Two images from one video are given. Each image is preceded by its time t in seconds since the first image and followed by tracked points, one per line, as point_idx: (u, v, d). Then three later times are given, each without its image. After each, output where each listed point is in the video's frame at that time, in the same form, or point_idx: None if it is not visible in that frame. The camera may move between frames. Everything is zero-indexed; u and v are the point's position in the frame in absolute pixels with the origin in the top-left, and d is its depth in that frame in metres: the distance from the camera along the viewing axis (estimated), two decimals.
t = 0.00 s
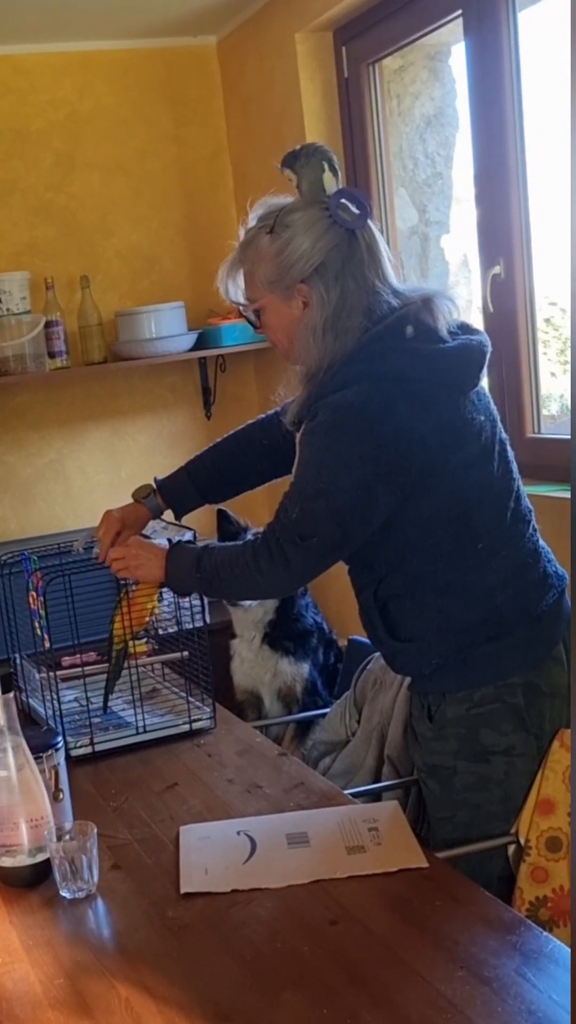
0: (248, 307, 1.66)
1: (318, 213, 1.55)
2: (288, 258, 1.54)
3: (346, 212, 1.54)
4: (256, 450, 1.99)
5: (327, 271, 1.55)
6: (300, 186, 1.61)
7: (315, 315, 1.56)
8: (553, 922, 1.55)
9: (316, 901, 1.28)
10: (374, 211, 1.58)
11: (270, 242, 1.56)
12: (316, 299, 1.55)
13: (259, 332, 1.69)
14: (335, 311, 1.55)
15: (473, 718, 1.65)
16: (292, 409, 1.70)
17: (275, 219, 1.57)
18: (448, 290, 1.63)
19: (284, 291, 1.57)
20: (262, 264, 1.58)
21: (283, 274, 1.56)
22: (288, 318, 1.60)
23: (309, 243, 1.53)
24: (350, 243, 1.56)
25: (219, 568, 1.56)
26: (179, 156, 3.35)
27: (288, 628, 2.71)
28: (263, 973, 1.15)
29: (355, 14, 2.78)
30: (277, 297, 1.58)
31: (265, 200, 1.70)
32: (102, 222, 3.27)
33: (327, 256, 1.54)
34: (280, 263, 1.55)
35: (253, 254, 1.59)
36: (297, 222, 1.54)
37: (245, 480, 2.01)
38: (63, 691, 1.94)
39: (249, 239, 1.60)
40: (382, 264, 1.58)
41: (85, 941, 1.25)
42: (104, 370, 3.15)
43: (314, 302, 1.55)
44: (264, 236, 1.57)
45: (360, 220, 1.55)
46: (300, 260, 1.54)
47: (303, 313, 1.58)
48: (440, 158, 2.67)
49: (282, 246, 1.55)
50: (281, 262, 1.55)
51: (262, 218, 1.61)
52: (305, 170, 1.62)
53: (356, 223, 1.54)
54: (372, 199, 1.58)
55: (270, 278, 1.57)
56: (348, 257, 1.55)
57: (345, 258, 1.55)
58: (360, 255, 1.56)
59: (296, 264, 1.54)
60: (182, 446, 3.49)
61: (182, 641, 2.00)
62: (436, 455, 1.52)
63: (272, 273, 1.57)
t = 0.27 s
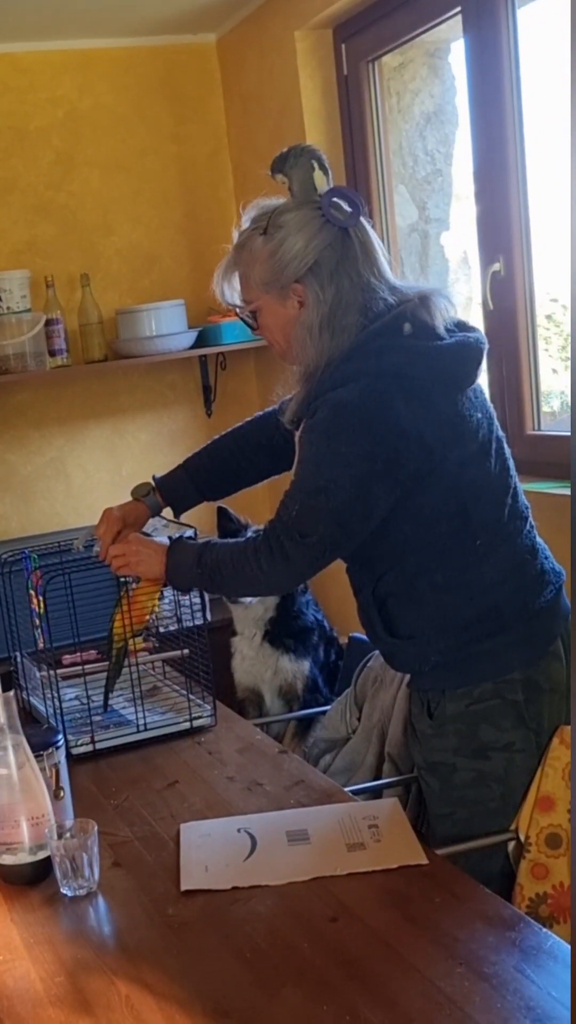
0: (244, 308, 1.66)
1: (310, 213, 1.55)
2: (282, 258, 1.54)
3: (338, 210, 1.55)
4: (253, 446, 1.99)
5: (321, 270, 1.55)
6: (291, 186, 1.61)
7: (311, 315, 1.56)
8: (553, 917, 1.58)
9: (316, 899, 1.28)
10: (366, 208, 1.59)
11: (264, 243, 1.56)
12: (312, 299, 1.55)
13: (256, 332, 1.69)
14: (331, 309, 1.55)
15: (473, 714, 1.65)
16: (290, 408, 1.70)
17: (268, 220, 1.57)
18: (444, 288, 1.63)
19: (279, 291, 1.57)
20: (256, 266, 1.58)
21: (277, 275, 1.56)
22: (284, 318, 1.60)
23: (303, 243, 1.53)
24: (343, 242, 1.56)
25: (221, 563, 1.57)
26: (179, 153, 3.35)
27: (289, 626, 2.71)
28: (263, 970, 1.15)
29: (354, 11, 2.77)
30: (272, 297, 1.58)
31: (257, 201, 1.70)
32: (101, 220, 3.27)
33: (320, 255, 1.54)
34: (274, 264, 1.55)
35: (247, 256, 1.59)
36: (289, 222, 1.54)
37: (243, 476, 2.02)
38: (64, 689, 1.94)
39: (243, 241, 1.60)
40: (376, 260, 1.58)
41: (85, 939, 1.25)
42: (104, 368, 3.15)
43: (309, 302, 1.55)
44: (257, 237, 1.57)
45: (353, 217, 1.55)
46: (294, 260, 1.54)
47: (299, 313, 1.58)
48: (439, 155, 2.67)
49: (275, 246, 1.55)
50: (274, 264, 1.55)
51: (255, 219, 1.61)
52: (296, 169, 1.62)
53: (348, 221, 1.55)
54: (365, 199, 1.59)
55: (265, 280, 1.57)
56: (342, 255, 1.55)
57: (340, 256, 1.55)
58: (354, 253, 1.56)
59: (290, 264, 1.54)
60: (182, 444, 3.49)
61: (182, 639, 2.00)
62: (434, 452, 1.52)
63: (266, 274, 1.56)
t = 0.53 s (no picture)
0: (245, 310, 1.66)
1: (309, 214, 1.55)
2: (282, 260, 1.54)
3: (338, 212, 1.55)
4: (251, 445, 1.99)
5: (321, 271, 1.55)
6: (292, 188, 1.61)
7: (311, 316, 1.56)
8: (556, 917, 1.57)
9: (318, 899, 1.28)
10: (365, 209, 1.59)
11: (263, 245, 1.56)
12: (312, 300, 1.55)
13: (257, 333, 1.69)
14: (331, 310, 1.55)
15: (474, 714, 1.65)
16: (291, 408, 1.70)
17: (268, 222, 1.57)
18: (445, 288, 1.63)
19: (279, 293, 1.57)
20: (256, 267, 1.58)
21: (277, 276, 1.56)
22: (285, 319, 1.60)
23: (302, 245, 1.53)
24: (342, 243, 1.56)
25: (223, 562, 1.57)
26: (179, 154, 3.35)
27: (291, 627, 2.71)
28: (265, 970, 1.15)
29: (354, 12, 2.77)
30: (272, 299, 1.58)
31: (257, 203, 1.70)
32: (102, 221, 3.28)
33: (320, 256, 1.54)
34: (274, 265, 1.55)
35: (247, 258, 1.59)
36: (289, 224, 1.54)
37: (241, 475, 2.02)
38: (66, 690, 1.94)
39: (242, 243, 1.60)
40: (376, 261, 1.58)
41: (88, 939, 1.25)
42: (105, 369, 3.16)
43: (309, 303, 1.55)
44: (257, 239, 1.57)
45: (352, 217, 1.56)
46: (293, 261, 1.54)
47: (299, 314, 1.58)
48: (440, 155, 2.67)
49: (275, 248, 1.55)
50: (274, 265, 1.55)
51: (255, 221, 1.61)
52: (295, 171, 1.62)
53: (348, 222, 1.55)
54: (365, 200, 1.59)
55: (265, 281, 1.57)
56: (341, 256, 1.55)
57: (339, 257, 1.55)
58: (353, 254, 1.56)
59: (290, 265, 1.54)
60: (183, 445, 3.50)
61: (183, 640, 2.00)
62: (435, 452, 1.52)
63: (266, 275, 1.57)
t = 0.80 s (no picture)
0: (248, 311, 1.66)
1: (313, 215, 1.55)
2: (285, 260, 1.54)
3: (341, 212, 1.55)
4: (252, 443, 1.99)
5: (324, 272, 1.55)
6: (295, 188, 1.62)
7: (314, 316, 1.56)
8: (559, 918, 1.55)
9: (322, 900, 1.28)
10: (368, 210, 1.59)
11: (267, 245, 1.56)
12: (315, 300, 1.55)
13: (260, 334, 1.69)
14: (335, 311, 1.55)
15: (478, 715, 1.65)
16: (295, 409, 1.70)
17: (271, 222, 1.57)
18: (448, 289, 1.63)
19: (283, 293, 1.57)
20: (259, 268, 1.58)
21: (280, 276, 1.56)
22: (288, 319, 1.60)
23: (305, 245, 1.54)
24: (345, 243, 1.56)
25: (225, 563, 1.56)
26: (181, 156, 3.35)
27: (294, 628, 2.71)
28: (269, 971, 1.15)
29: (356, 13, 2.78)
30: (275, 299, 1.59)
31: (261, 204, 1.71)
32: (104, 222, 3.28)
33: (323, 256, 1.54)
34: (277, 266, 1.56)
35: (250, 259, 1.59)
36: (292, 224, 1.55)
37: (242, 474, 2.02)
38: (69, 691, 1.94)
39: (246, 243, 1.60)
40: (379, 261, 1.58)
41: (91, 940, 1.25)
42: (108, 370, 3.16)
43: (312, 303, 1.55)
44: (260, 239, 1.58)
45: (356, 217, 1.56)
46: (297, 262, 1.54)
47: (303, 315, 1.58)
48: (442, 156, 2.67)
49: (278, 248, 1.55)
50: (277, 265, 1.55)
51: (258, 222, 1.61)
52: (298, 171, 1.62)
53: (351, 222, 1.56)
54: (368, 201, 1.59)
55: (268, 281, 1.58)
56: (345, 256, 1.55)
57: (343, 258, 1.55)
58: (357, 254, 1.56)
59: (293, 266, 1.54)
60: (186, 446, 3.50)
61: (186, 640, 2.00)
62: (438, 452, 1.52)
63: (270, 276, 1.57)
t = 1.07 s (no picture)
0: (249, 312, 1.66)
1: (314, 215, 1.55)
2: (286, 261, 1.55)
3: (342, 213, 1.55)
4: (252, 443, 1.99)
5: (325, 272, 1.55)
6: (297, 189, 1.62)
7: (316, 317, 1.56)
8: (561, 920, 1.56)
9: (324, 900, 1.28)
10: (370, 211, 1.59)
11: (268, 246, 1.57)
12: (316, 301, 1.55)
13: (261, 335, 1.69)
14: (336, 312, 1.55)
15: (480, 716, 1.65)
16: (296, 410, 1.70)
17: (272, 224, 1.57)
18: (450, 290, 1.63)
19: (284, 294, 1.57)
20: (260, 269, 1.58)
21: (281, 277, 1.56)
22: (290, 320, 1.60)
23: (306, 246, 1.54)
24: (347, 244, 1.56)
25: (226, 564, 1.56)
26: (183, 157, 3.35)
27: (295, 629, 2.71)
28: (271, 972, 1.15)
29: (357, 15, 2.78)
30: (277, 300, 1.59)
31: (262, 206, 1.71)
32: (106, 223, 3.28)
33: (324, 257, 1.54)
34: (278, 267, 1.56)
35: (251, 259, 1.59)
36: (293, 225, 1.55)
37: (243, 474, 2.02)
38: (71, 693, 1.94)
39: (247, 244, 1.61)
40: (381, 261, 1.58)
41: (94, 940, 1.26)
42: (109, 371, 3.16)
43: (314, 303, 1.56)
44: (261, 240, 1.58)
45: (357, 218, 1.56)
46: (298, 263, 1.54)
47: (304, 315, 1.58)
48: (443, 157, 2.67)
49: (279, 249, 1.55)
50: (279, 265, 1.56)
51: (259, 223, 1.61)
52: (300, 172, 1.63)
53: (352, 223, 1.55)
54: (369, 202, 1.59)
55: (270, 282, 1.58)
56: (346, 256, 1.55)
57: (344, 259, 1.55)
58: (358, 255, 1.56)
59: (294, 267, 1.54)
60: (187, 447, 3.50)
61: (187, 641, 2.00)
62: (439, 452, 1.52)
63: (271, 277, 1.57)
